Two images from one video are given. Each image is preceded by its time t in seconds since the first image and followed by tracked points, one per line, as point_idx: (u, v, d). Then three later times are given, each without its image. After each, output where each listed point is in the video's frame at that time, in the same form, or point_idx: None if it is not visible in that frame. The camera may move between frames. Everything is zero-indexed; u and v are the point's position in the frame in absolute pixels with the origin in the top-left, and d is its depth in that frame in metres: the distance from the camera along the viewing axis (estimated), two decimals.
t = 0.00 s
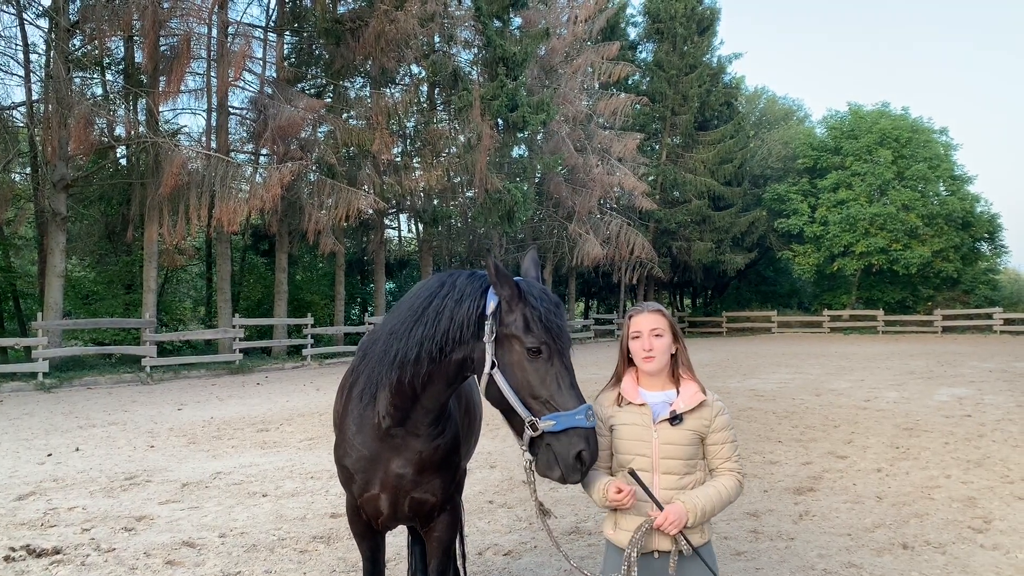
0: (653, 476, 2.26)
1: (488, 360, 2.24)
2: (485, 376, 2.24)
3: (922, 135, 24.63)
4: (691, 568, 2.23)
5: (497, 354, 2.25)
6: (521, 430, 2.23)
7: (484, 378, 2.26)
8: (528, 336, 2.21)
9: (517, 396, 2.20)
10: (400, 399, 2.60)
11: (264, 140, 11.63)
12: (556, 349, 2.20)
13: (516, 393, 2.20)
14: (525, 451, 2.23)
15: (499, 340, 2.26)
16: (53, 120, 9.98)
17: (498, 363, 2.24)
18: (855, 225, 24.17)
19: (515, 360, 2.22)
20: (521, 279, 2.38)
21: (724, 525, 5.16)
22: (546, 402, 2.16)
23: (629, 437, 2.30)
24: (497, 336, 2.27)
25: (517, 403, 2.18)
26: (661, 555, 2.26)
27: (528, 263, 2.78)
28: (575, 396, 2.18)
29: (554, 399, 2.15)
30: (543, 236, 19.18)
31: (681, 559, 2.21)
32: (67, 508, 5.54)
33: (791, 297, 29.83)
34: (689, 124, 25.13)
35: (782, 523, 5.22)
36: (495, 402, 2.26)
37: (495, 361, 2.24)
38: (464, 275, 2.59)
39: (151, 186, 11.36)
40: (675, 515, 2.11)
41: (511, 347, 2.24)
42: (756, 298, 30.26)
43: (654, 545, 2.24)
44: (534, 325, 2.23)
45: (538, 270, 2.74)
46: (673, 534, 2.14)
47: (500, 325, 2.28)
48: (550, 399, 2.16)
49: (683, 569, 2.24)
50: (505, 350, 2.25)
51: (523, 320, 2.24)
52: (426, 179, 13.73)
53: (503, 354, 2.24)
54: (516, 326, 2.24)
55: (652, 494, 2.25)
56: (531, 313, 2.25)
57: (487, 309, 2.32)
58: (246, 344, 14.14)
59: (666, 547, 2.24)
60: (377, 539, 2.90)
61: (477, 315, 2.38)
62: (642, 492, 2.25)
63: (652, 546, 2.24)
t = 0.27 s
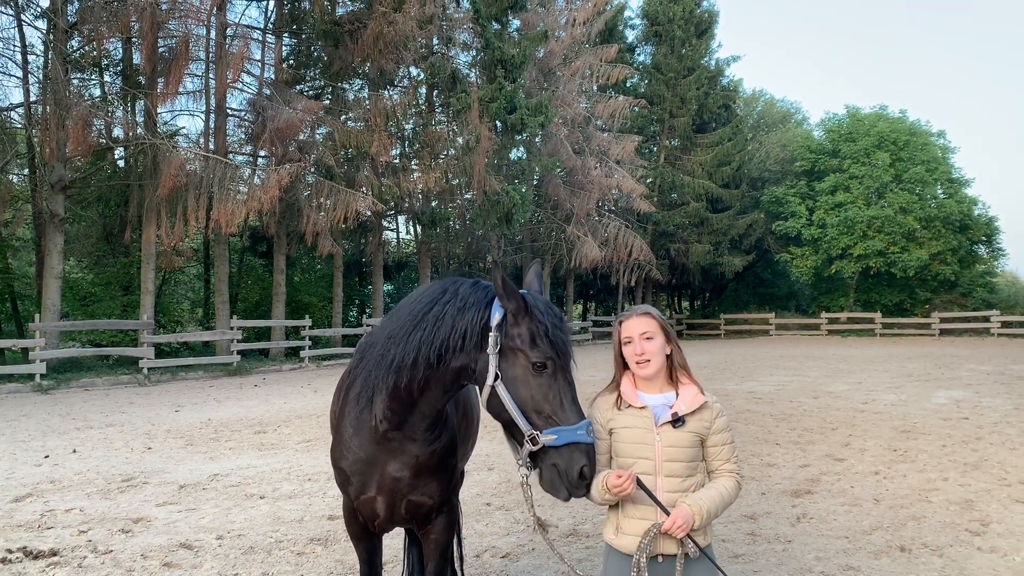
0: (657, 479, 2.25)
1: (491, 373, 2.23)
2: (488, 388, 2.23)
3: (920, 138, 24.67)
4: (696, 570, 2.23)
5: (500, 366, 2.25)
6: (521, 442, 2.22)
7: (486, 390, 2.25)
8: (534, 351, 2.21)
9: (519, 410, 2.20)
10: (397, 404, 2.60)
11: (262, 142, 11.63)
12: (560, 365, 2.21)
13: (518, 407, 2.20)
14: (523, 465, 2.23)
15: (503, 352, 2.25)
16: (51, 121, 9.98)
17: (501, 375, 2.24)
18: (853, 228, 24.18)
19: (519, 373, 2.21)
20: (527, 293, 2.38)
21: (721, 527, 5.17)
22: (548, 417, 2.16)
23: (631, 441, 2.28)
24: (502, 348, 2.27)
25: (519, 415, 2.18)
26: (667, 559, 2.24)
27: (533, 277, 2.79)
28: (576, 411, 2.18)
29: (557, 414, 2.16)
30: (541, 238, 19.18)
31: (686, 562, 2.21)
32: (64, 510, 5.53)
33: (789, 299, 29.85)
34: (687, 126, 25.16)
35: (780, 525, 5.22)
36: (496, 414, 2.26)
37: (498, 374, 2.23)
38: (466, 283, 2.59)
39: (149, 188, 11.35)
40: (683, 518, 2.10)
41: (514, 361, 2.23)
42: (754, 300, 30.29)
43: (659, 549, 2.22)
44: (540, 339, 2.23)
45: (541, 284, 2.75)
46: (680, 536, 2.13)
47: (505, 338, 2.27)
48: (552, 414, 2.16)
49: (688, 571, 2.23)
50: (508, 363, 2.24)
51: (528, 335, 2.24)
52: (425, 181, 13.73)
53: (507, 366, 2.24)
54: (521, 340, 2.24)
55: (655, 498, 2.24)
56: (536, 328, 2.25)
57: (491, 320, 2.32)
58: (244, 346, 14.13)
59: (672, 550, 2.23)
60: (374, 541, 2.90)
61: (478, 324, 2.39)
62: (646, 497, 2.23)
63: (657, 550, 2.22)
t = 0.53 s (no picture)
0: (655, 481, 2.25)
1: (491, 381, 2.22)
2: (486, 396, 2.22)
3: (917, 140, 24.73)
4: (697, 569, 2.22)
5: (500, 374, 2.24)
6: (517, 450, 2.22)
7: (484, 398, 2.24)
8: (535, 361, 2.21)
9: (517, 419, 2.18)
10: (393, 407, 2.59)
11: (259, 143, 11.64)
12: (560, 376, 2.22)
13: (516, 416, 2.19)
14: (518, 473, 2.22)
15: (504, 361, 2.24)
16: (48, 122, 9.98)
17: (500, 384, 2.23)
18: (850, 229, 24.22)
19: (519, 383, 2.21)
20: (528, 302, 2.38)
21: (718, 529, 5.17)
22: (546, 426, 2.16)
23: (627, 445, 2.29)
24: (502, 357, 2.26)
25: (516, 424, 2.17)
26: (667, 560, 2.24)
27: (533, 287, 2.80)
28: (573, 421, 2.18)
29: (555, 424, 2.16)
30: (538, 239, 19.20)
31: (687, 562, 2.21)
32: (60, 511, 5.52)
33: (786, 301, 29.89)
34: (685, 128, 25.19)
35: (777, 527, 5.23)
36: (493, 421, 2.25)
37: (498, 383, 2.22)
38: (466, 288, 2.59)
39: (146, 189, 11.34)
40: (677, 520, 2.10)
41: (514, 370, 2.23)
42: (751, 302, 30.33)
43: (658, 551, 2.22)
44: (540, 350, 2.23)
45: (541, 293, 2.76)
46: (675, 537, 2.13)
47: (506, 347, 2.26)
48: (550, 424, 2.15)
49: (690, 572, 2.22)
50: (508, 372, 2.23)
51: (530, 344, 2.24)
52: (422, 183, 13.74)
53: (506, 375, 2.23)
54: (523, 350, 2.23)
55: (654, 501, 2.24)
56: (538, 338, 2.25)
57: (493, 328, 2.31)
58: (241, 347, 14.12)
59: (671, 551, 2.22)
60: (370, 542, 2.90)
61: (477, 330, 2.38)
62: (644, 500, 2.24)
63: (656, 551, 2.23)
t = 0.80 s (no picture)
0: (647, 484, 2.26)
1: (495, 377, 2.22)
2: (490, 391, 2.22)
3: (915, 141, 24.77)
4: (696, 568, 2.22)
5: (504, 371, 2.24)
6: (516, 447, 2.23)
7: (488, 393, 2.24)
8: (539, 359, 2.22)
9: (519, 415, 2.19)
10: (391, 407, 2.60)
11: (257, 144, 11.63)
12: (563, 375, 2.24)
13: (517, 411, 2.20)
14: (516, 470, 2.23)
15: (508, 358, 2.25)
16: (45, 122, 9.98)
17: (504, 381, 2.23)
18: (847, 230, 24.24)
19: (523, 380, 2.22)
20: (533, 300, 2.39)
21: (715, 530, 5.18)
22: (547, 423, 2.17)
23: (618, 449, 2.30)
24: (506, 354, 2.27)
25: (518, 420, 2.18)
26: (664, 561, 2.25)
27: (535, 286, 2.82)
28: (573, 419, 2.20)
29: (556, 421, 2.17)
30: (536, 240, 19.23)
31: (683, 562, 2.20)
32: (57, 512, 5.51)
33: (784, 301, 29.94)
34: (683, 128, 25.21)
35: (774, 528, 5.24)
36: (495, 418, 2.25)
37: (502, 379, 2.23)
38: (466, 287, 2.60)
39: (143, 189, 11.33)
40: (661, 522, 2.11)
41: (519, 367, 2.24)
42: (749, 303, 30.37)
43: (653, 552, 2.24)
44: (545, 349, 2.24)
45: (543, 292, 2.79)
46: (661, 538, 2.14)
47: (511, 344, 2.27)
48: (552, 421, 2.17)
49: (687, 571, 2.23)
50: (512, 369, 2.24)
51: (536, 343, 2.25)
52: (419, 184, 13.74)
53: (510, 372, 2.24)
54: (528, 347, 2.24)
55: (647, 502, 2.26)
56: (544, 337, 2.26)
57: (498, 326, 2.31)
58: (238, 347, 14.10)
59: (666, 552, 2.23)
60: (368, 543, 2.89)
61: (478, 328, 2.39)
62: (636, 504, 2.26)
63: (651, 553, 2.24)
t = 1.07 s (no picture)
0: (643, 484, 2.26)
1: (498, 377, 2.23)
2: (493, 391, 2.22)
3: (914, 141, 24.79)
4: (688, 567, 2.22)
5: (508, 371, 2.24)
6: (517, 447, 2.23)
7: (490, 393, 2.24)
8: (543, 360, 2.22)
9: (520, 415, 2.19)
10: (392, 406, 2.60)
11: (256, 143, 11.63)
12: (567, 377, 2.24)
13: (519, 412, 2.20)
14: (514, 471, 2.23)
15: (512, 358, 2.25)
16: (44, 122, 9.98)
17: (506, 381, 2.23)
18: (846, 230, 24.25)
19: (526, 381, 2.22)
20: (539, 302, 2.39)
21: (714, 530, 5.18)
22: (549, 424, 2.17)
23: (616, 448, 2.30)
24: (510, 354, 2.27)
25: (520, 421, 2.18)
26: (657, 560, 2.25)
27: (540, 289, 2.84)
28: (575, 421, 2.20)
29: (557, 422, 2.17)
30: (535, 240, 19.26)
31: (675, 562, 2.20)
32: (55, 512, 5.51)
33: (783, 301, 29.96)
34: (682, 129, 25.22)
35: (773, 527, 5.24)
36: (497, 418, 2.25)
37: (505, 379, 2.23)
38: (471, 287, 2.62)
39: (143, 189, 11.32)
40: (649, 520, 2.10)
41: (522, 368, 2.24)
42: (748, 303, 30.38)
43: (647, 551, 2.25)
44: (549, 350, 2.25)
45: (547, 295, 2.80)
46: (651, 537, 2.14)
47: (515, 344, 2.28)
48: (553, 422, 2.17)
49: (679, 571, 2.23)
50: (516, 369, 2.24)
51: (539, 343, 2.25)
52: (418, 184, 13.75)
53: (513, 372, 2.24)
54: (531, 348, 2.25)
55: (642, 502, 2.26)
56: (548, 338, 2.27)
57: (503, 327, 2.32)
58: (237, 347, 14.09)
59: (660, 552, 2.23)
60: (366, 543, 2.89)
61: (483, 327, 2.40)
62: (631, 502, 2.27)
63: (644, 552, 2.25)
